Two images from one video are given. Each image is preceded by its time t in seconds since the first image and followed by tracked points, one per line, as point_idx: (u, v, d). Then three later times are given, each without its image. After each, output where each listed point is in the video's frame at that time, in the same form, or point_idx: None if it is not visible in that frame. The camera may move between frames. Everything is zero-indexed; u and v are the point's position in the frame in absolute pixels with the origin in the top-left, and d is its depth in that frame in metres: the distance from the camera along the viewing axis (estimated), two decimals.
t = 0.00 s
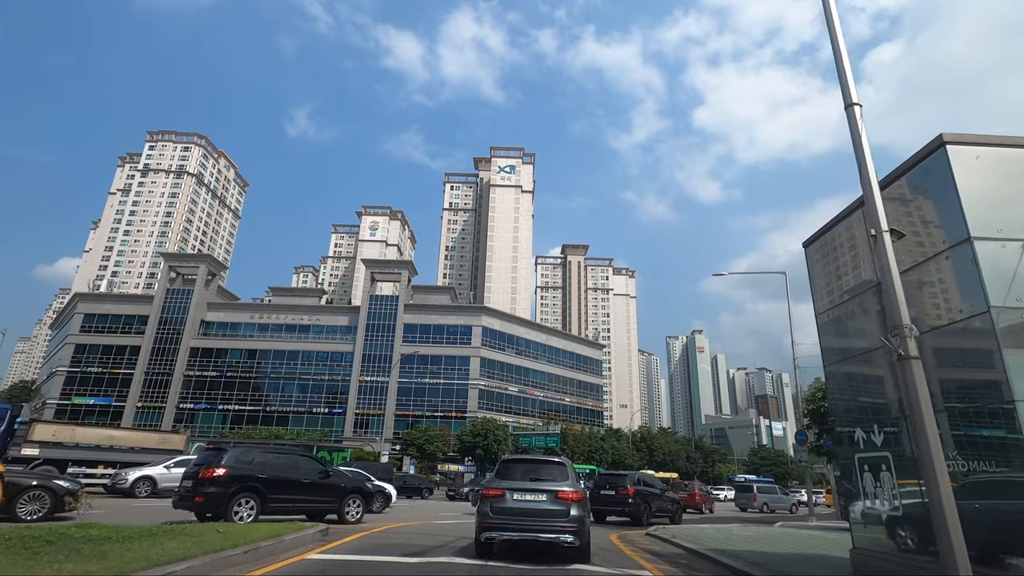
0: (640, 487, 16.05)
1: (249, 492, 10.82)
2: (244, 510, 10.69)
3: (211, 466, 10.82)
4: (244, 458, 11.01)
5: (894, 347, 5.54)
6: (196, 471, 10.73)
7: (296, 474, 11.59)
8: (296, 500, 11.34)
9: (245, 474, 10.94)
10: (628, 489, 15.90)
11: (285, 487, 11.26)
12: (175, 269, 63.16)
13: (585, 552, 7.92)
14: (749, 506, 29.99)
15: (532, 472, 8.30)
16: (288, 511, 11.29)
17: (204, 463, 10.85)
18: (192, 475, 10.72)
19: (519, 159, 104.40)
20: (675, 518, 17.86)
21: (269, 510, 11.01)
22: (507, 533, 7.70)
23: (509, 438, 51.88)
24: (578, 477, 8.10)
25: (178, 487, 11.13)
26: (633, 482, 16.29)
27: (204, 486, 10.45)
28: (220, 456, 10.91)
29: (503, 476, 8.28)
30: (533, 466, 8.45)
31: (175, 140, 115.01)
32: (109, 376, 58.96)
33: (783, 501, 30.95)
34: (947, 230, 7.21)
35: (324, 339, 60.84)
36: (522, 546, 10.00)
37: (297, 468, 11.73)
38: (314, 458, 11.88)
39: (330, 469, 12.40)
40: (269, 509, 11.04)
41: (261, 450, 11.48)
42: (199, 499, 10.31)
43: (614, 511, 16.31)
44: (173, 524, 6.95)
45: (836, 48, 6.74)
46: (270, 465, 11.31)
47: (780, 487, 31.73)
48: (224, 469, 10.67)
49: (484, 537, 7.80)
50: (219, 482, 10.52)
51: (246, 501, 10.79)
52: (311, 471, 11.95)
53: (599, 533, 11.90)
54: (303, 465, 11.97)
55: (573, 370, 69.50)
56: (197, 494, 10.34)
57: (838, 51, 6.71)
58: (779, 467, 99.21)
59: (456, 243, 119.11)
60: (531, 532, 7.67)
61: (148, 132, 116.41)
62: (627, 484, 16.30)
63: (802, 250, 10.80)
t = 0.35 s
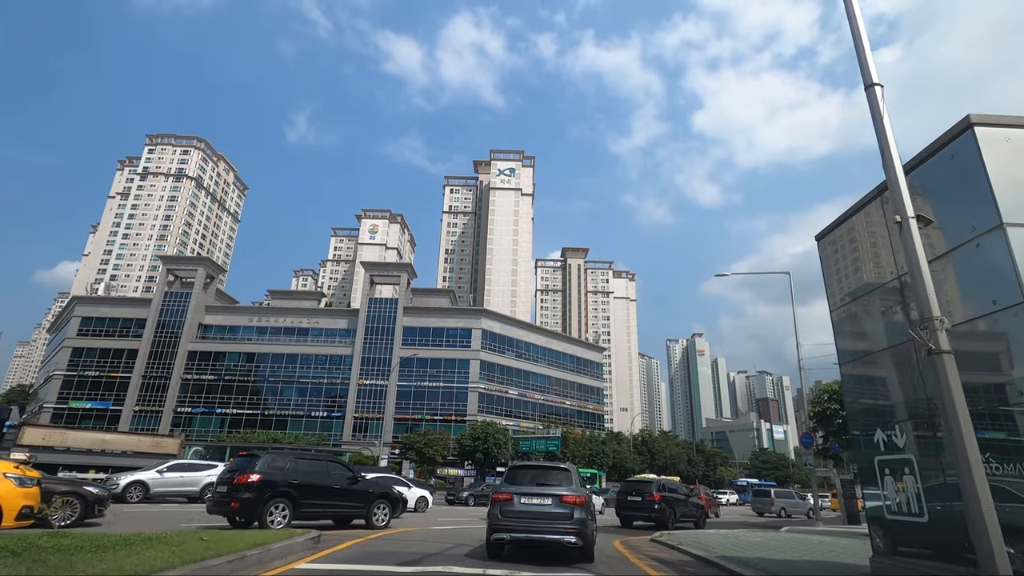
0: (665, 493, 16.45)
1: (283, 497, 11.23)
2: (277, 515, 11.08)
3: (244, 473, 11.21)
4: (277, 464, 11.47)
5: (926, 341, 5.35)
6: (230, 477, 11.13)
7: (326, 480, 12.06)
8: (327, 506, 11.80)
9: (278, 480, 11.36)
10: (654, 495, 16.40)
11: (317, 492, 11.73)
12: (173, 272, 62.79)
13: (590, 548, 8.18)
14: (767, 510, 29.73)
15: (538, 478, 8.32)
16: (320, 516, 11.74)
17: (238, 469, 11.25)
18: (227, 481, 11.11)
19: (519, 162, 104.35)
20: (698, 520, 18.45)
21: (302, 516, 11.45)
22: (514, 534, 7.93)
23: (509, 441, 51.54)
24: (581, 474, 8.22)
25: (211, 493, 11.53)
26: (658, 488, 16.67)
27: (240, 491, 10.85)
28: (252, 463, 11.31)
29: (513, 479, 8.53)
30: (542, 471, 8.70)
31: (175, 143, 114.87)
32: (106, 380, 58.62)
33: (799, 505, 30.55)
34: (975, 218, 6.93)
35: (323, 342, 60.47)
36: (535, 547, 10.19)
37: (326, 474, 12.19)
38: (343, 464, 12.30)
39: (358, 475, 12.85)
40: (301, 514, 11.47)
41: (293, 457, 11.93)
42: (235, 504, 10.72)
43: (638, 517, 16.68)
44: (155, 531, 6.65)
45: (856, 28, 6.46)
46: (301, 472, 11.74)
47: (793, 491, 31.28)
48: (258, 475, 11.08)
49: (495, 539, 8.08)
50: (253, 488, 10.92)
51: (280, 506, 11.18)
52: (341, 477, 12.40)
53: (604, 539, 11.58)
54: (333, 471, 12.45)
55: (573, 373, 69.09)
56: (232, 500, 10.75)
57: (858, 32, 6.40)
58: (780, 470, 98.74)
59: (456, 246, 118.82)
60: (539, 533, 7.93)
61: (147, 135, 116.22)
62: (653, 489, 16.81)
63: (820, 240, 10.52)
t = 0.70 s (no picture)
0: (692, 497, 16.94)
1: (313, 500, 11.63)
2: (307, 517, 11.45)
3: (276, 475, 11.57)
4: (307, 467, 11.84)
5: (967, 327, 5.10)
6: (261, 479, 11.51)
7: (353, 482, 12.42)
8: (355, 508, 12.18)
9: (308, 483, 11.69)
10: (682, 497, 17.08)
11: (345, 495, 12.12)
12: (171, 272, 62.29)
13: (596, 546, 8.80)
14: (787, 512, 29.42)
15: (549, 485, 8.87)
16: (348, 517, 12.14)
17: (268, 470, 11.60)
18: (258, 483, 11.45)
19: (519, 162, 104.01)
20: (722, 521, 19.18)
21: (331, 517, 11.81)
22: (526, 533, 8.59)
23: (510, 442, 51.09)
24: (592, 479, 8.85)
25: (242, 495, 11.90)
26: (685, 492, 17.21)
27: (272, 494, 11.19)
28: (284, 465, 11.66)
29: (523, 482, 9.21)
30: (553, 475, 9.26)
31: (173, 143, 114.48)
32: (104, 380, 58.19)
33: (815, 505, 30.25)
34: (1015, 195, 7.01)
35: (322, 342, 60.04)
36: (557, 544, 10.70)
37: (353, 476, 12.60)
38: (371, 467, 12.69)
39: (383, 478, 13.26)
40: (330, 516, 11.83)
41: (322, 460, 12.32)
42: (266, 506, 11.05)
43: (665, 520, 17.28)
44: (131, 538, 6.21)
45: None
46: (330, 474, 12.11)
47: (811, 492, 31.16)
48: (288, 477, 11.41)
49: (506, 537, 8.70)
50: (284, 490, 11.26)
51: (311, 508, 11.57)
52: (367, 479, 12.80)
53: (607, 543, 11.19)
54: (359, 473, 12.84)
55: (573, 373, 68.65)
56: (264, 502, 11.09)
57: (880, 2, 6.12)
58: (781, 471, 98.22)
59: (456, 247, 118.41)
60: (547, 533, 8.53)
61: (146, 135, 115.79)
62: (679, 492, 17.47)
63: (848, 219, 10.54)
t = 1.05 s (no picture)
0: (721, 498, 17.48)
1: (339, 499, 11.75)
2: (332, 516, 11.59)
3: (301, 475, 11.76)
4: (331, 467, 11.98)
5: None
6: (288, 478, 11.75)
7: (378, 482, 12.56)
8: (380, 507, 12.29)
9: (333, 482, 11.87)
10: (710, 498, 17.46)
11: (369, 494, 12.24)
12: (169, 269, 61.82)
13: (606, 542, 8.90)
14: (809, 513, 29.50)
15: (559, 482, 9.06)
16: (374, 516, 12.30)
17: (295, 470, 11.86)
18: (285, 483, 11.67)
19: (520, 160, 103.57)
20: (748, 520, 19.70)
21: (357, 516, 11.98)
22: (537, 529, 8.79)
23: (510, 440, 50.59)
24: (603, 477, 9.04)
25: (269, 495, 12.15)
26: (715, 493, 17.76)
27: (298, 493, 11.37)
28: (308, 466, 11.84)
29: (539, 480, 9.38)
30: (568, 474, 9.48)
31: (173, 140, 113.94)
32: (101, 377, 57.74)
33: (824, 503, 30.01)
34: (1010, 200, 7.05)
35: (321, 340, 59.59)
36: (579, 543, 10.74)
37: (378, 475, 12.75)
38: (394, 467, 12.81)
39: (408, 477, 13.38)
40: (356, 515, 11.99)
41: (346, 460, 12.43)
42: (293, 506, 11.25)
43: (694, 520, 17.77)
44: (103, 541, 5.97)
45: None
46: (355, 474, 12.27)
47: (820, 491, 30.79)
48: (314, 476, 11.61)
49: (521, 532, 8.94)
50: (310, 489, 11.45)
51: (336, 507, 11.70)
52: (392, 478, 12.96)
53: (615, 544, 10.78)
54: (384, 473, 12.98)
55: (575, 371, 68.18)
56: (291, 501, 11.29)
57: None
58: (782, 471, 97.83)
59: (456, 244, 117.90)
60: (559, 528, 8.75)
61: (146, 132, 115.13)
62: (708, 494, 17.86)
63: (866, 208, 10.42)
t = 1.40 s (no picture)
0: (749, 499, 18.23)
1: (363, 499, 11.90)
2: (358, 516, 11.74)
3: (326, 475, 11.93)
4: (354, 467, 12.12)
5: None
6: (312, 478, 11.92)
7: (401, 482, 12.66)
8: (402, 507, 12.41)
9: (357, 482, 12.01)
10: (739, 499, 18.06)
11: (393, 494, 12.36)
12: (167, 265, 61.32)
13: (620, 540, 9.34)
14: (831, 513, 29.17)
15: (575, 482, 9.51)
16: (398, 516, 12.41)
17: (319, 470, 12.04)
18: (309, 483, 11.84)
19: (521, 158, 103.03)
20: (772, 522, 20.17)
21: (382, 516, 12.10)
22: (556, 527, 9.33)
23: (510, 439, 50.04)
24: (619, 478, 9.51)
25: (294, 494, 12.34)
26: (742, 495, 18.49)
27: (322, 493, 11.53)
28: (333, 466, 12.00)
29: (557, 481, 9.90)
30: (584, 474, 9.95)
31: (173, 137, 113.45)
32: (98, 374, 57.22)
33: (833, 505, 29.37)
34: None
35: (319, 337, 59.02)
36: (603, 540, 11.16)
37: (401, 475, 12.86)
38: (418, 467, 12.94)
39: (431, 477, 13.47)
40: (381, 515, 12.13)
41: (369, 460, 12.54)
42: (318, 506, 11.41)
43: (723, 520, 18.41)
44: (62, 548, 5.43)
45: None
46: (378, 474, 12.38)
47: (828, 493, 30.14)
48: (339, 476, 11.76)
49: (539, 530, 9.51)
50: (335, 490, 11.60)
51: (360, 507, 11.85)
52: (415, 478, 13.05)
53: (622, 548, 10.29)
54: (408, 472, 13.09)
55: (576, 370, 67.62)
56: (316, 501, 11.42)
57: None
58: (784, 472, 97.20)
59: (457, 243, 117.36)
60: (574, 527, 9.23)
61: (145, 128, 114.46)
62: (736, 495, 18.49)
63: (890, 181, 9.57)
